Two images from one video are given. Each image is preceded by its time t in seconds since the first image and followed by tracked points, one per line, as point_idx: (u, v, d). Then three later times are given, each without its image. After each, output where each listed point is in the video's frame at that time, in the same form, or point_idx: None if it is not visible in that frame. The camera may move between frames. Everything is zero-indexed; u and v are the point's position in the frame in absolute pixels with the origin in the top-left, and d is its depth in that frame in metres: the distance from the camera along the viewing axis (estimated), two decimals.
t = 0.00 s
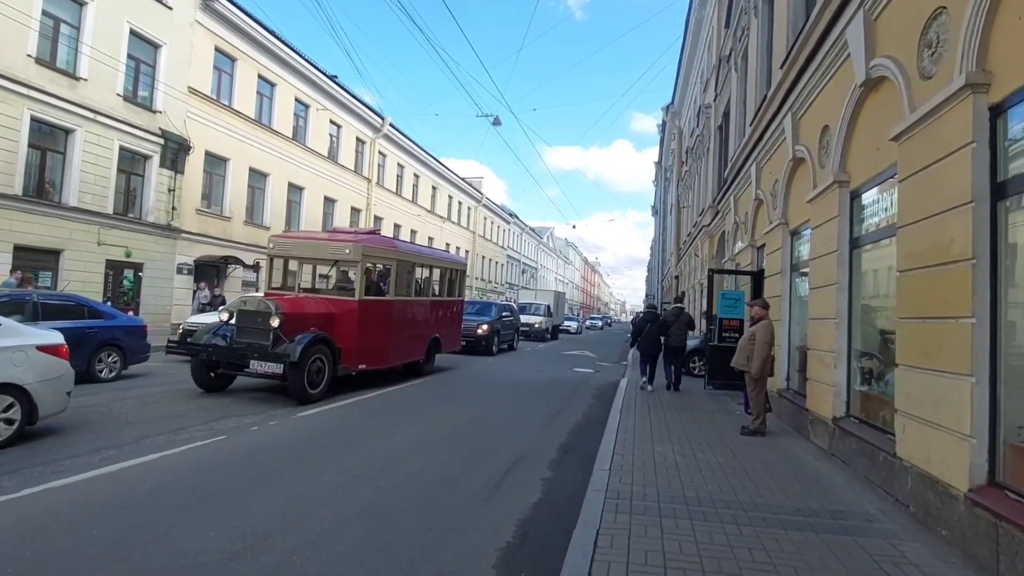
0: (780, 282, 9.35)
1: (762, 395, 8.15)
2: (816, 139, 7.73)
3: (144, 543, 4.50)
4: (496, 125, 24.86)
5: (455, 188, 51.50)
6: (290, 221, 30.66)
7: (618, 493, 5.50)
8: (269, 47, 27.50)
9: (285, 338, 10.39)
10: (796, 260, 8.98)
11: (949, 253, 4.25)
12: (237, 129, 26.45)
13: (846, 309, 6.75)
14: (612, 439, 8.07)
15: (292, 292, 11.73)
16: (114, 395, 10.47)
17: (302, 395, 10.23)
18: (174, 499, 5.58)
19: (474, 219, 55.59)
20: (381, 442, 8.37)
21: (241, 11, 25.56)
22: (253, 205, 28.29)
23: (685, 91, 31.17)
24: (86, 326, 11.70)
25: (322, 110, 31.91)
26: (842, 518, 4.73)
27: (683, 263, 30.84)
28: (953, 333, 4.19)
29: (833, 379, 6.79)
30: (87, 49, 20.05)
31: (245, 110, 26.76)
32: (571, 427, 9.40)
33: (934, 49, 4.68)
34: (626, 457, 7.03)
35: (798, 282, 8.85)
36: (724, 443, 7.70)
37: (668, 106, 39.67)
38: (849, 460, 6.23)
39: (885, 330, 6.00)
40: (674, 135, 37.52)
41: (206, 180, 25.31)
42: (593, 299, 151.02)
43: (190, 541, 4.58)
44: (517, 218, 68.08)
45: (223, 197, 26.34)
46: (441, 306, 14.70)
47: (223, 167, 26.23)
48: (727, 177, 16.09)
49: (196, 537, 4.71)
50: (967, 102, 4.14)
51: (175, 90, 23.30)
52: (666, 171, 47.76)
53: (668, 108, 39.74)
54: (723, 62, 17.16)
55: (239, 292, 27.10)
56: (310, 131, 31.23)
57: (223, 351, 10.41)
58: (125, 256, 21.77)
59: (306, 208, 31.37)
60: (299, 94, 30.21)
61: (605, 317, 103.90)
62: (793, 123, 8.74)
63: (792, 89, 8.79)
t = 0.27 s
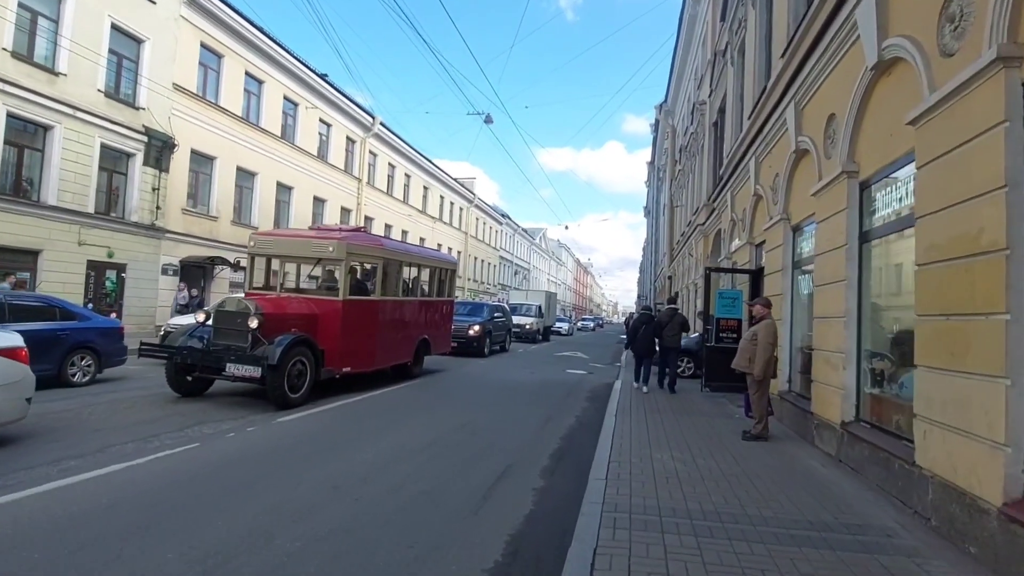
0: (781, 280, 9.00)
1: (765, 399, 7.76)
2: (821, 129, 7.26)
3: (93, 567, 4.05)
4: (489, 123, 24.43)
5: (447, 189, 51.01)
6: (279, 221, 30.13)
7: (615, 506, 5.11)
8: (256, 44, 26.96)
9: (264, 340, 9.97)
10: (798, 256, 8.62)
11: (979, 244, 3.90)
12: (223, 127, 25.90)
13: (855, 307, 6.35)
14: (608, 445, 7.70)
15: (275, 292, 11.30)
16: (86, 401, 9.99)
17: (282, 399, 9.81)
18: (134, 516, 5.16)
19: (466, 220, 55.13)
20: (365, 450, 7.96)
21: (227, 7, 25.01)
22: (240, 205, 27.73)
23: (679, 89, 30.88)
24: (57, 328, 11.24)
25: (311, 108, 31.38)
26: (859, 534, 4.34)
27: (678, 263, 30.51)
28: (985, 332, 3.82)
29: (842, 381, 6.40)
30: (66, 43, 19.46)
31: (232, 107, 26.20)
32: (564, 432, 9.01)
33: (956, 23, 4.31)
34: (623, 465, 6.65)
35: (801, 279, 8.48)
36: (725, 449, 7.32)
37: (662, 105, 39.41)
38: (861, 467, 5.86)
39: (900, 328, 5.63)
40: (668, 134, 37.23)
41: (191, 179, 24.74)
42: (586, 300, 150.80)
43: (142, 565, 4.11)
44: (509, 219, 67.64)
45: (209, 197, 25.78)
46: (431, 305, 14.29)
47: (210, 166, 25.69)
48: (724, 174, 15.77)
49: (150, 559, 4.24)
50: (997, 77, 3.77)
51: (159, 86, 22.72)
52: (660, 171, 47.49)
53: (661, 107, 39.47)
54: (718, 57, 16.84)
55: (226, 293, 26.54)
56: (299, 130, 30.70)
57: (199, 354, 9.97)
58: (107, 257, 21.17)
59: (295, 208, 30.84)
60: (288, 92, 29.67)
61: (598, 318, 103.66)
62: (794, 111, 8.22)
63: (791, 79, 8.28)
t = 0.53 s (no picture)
0: (783, 282, 8.68)
1: (769, 407, 7.41)
2: (828, 122, 6.92)
3: None
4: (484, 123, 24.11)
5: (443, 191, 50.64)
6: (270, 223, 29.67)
7: (613, 529, 4.76)
8: (246, 43, 26.55)
9: (246, 346, 9.61)
10: (801, 256, 8.30)
11: (1013, 243, 3.57)
12: (213, 128, 25.45)
13: (866, 310, 5.99)
14: (604, 456, 7.36)
15: (261, 296, 10.97)
16: (60, 412, 9.59)
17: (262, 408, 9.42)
18: (96, 549, 4.78)
19: (462, 222, 54.77)
20: (349, 464, 7.57)
21: (216, 5, 24.56)
22: (231, 207, 27.27)
23: (676, 89, 30.61)
24: (30, 335, 10.81)
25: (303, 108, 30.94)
26: (880, 559, 3.99)
27: (676, 265, 30.20)
28: None
29: (853, 389, 6.05)
30: (49, 41, 18.96)
31: (222, 107, 25.77)
32: (559, 442, 8.66)
33: (985, 1, 4.00)
34: (621, 480, 6.30)
35: (805, 281, 8.15)
36: (727, 461, 6.98)
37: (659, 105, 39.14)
38: (874, 480, 5.50)
39: (916, 331, 5.30)
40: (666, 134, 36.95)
41: (180, 180, 24.29)
42: (583, 302, 150.64)
43: None
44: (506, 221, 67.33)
45: (198, 199, 25.33)
46: (423, 310, 13.97)
47: (199, 167, 25.23)
48: (723, 174, 15.45)
49: None
50: None
51: (146, 86, 22.24)
52: (657, 172, 47.23)
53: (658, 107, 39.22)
54: (717, 55, 16.56)
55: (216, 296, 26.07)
56: (291, 130, 30.29)
57: (176, 362, 9.64)
58: (91, 260, 20.64)
59: (287, 210, 30.39)
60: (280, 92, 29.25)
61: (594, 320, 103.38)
62: (798, 105, 7.88)
63: (795, 71, 7.93)
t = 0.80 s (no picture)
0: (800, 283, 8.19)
1: (786, 417, 6.93)
2: (849, 111, 6.47)
3: None
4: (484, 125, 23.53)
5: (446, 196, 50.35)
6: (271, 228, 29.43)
7: (619, 553, 4.30)
8: (248, 47, 26.43)
9: (234, 352, 9.21)
10: (819, 256, 7.81)
11: None
12: (213, 132, 25.26)
13: (896, 312, 5.49)
14: (608, 470, 6.88)
15: (251, 301, 10.60)
16: (42, 420, 9.23)
17: (251, 415, 9.02)
18: (52, 575, 4.34)
19: (465, 227, 54.46)
20: (339, 477, 7.16)
21: (217, 8, 24.41)
22: (231, 212, 27.04)
23: (681, 90, 30.23)
24: (17, 340, 10.43)
25: (304, 112, 30.76)
26: None
27: (682, 269, 29.72)
28: None
29: (880, 397, 5.56)
30: (48, 45, 18.72)
31: (222, 112, 25.60)
32: (560, 452, 8.22)
33: None
34: (627, 497, 5.84)
35: (823, 282, 7.66)
36: (740, 475, 6.49)
37: (663, 106, 38.75)
38: (906, 498, 5.02)
39: (954, 331, 4.84)
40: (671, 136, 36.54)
41: (180, 185, 24.07)
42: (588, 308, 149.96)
43: None
44: (509, 226, 66.98)
45: (198, 203, 25.11)
46: (422, 315, 13.59)
47: (198, 171, 25.00)
48: (730, 173, 15.01)
49: None
50: None
51: (146, 90, 22.05)
52: (662, 175, 46.80)
53: (663, 108, 38.83)
54: (723, 52, 16.16)
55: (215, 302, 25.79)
56: (292, 134, 30.10)
57: (162, 368, 9.27)
58: (90, 265, 20.39)
59: (288, 214, 30.17)
60: (281, 96, 29.08)
61: (599, 326, 102.74)
62: (816, 94, 7.42)
63: (812, 58, 7.47)
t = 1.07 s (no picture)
0: (826, 287, 7.68)
1: (815, 434, 6.37)
2: (883, 100, 6.22)
3: None
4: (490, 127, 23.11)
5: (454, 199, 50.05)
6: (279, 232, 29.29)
7: None
8: (256, 52, 26.39)
9: (231, 359, 8.84)
10: (846, 258, 7.31)
11: None
12: (220, 137, 25.19)
13: (938, 319, 5.08)
14: (620, 491, 6.34)
15: (249, 307, 10.24)
16: (32, 428, 8.91)
17: (247, 425, 8.62)
18: None
19: (473, 231, 54.12)
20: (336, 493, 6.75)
21: (224, 13, 24.35)
22: (238, 216, 26.92)
23: (693, 89, 29.63)
24: (15, 346, 9.86)
25: (310, 116, 30.64)
26: None
27: (694, 271, 29.08)
28: None
29: (923, 414, 5.12)
30: (57, 52, 18.62)
31: (229, 117, 25.56)
32: (569, 467, 7.73)
33: None
34: (644, 521, 5.35)
35: (850, 286, 7.22)
36: (768, 497, 5.95)
37: (675, 106, 38.17)
38: (959, 528, 4.50)
39: (1017, 346, 4.41)
40: (683, 137, 35.93)
41: (187, 190, 23.98)
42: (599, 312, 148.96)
43: None
44: (517, 229, 66.52)
45: (205, 208, 25.02)
46: (427, 321, 13.23)
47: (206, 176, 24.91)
48: (746, 172, 14.45)
49: None
50: None
51: (154, 96, 22.00)
52: (673, 176, 46.13)
53: (674, 109, 38.25)
54: (739, 47, 15.62)
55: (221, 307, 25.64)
56: (299, 139, 29.99)
57: (158, 376, 8.93)
58: (99, 270, 20.25)
59: (295, 219, 30.04)
60: (287, 101, 29.00)
61: (609, 330, 101.86)
62: (842, 82, 7.16)
63: (840, 40, 7.17)
